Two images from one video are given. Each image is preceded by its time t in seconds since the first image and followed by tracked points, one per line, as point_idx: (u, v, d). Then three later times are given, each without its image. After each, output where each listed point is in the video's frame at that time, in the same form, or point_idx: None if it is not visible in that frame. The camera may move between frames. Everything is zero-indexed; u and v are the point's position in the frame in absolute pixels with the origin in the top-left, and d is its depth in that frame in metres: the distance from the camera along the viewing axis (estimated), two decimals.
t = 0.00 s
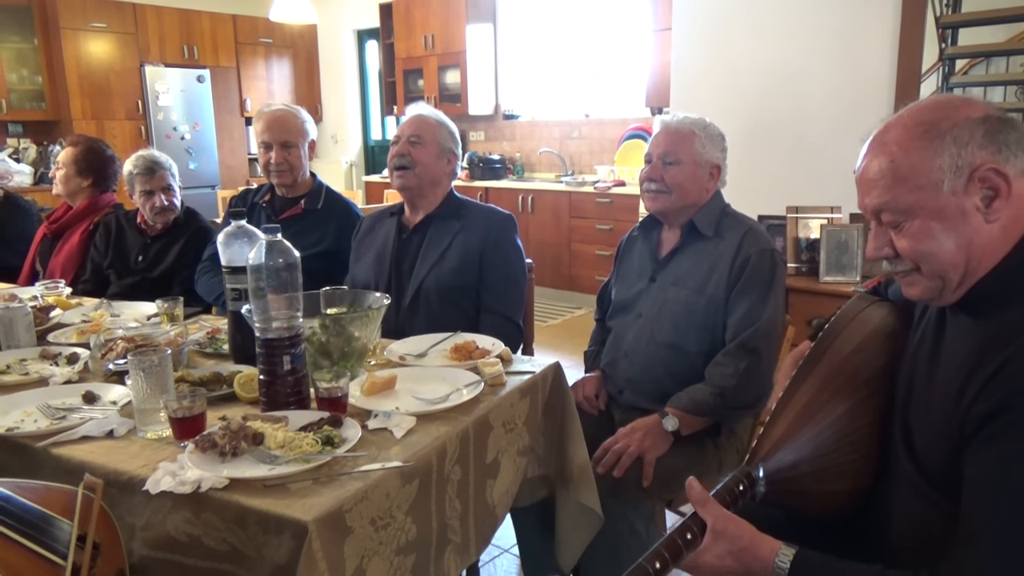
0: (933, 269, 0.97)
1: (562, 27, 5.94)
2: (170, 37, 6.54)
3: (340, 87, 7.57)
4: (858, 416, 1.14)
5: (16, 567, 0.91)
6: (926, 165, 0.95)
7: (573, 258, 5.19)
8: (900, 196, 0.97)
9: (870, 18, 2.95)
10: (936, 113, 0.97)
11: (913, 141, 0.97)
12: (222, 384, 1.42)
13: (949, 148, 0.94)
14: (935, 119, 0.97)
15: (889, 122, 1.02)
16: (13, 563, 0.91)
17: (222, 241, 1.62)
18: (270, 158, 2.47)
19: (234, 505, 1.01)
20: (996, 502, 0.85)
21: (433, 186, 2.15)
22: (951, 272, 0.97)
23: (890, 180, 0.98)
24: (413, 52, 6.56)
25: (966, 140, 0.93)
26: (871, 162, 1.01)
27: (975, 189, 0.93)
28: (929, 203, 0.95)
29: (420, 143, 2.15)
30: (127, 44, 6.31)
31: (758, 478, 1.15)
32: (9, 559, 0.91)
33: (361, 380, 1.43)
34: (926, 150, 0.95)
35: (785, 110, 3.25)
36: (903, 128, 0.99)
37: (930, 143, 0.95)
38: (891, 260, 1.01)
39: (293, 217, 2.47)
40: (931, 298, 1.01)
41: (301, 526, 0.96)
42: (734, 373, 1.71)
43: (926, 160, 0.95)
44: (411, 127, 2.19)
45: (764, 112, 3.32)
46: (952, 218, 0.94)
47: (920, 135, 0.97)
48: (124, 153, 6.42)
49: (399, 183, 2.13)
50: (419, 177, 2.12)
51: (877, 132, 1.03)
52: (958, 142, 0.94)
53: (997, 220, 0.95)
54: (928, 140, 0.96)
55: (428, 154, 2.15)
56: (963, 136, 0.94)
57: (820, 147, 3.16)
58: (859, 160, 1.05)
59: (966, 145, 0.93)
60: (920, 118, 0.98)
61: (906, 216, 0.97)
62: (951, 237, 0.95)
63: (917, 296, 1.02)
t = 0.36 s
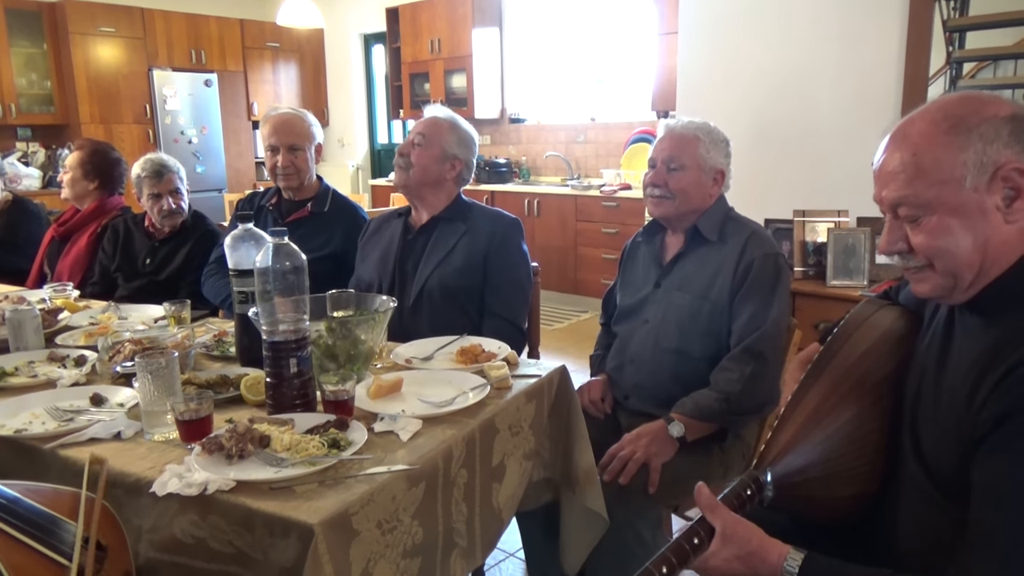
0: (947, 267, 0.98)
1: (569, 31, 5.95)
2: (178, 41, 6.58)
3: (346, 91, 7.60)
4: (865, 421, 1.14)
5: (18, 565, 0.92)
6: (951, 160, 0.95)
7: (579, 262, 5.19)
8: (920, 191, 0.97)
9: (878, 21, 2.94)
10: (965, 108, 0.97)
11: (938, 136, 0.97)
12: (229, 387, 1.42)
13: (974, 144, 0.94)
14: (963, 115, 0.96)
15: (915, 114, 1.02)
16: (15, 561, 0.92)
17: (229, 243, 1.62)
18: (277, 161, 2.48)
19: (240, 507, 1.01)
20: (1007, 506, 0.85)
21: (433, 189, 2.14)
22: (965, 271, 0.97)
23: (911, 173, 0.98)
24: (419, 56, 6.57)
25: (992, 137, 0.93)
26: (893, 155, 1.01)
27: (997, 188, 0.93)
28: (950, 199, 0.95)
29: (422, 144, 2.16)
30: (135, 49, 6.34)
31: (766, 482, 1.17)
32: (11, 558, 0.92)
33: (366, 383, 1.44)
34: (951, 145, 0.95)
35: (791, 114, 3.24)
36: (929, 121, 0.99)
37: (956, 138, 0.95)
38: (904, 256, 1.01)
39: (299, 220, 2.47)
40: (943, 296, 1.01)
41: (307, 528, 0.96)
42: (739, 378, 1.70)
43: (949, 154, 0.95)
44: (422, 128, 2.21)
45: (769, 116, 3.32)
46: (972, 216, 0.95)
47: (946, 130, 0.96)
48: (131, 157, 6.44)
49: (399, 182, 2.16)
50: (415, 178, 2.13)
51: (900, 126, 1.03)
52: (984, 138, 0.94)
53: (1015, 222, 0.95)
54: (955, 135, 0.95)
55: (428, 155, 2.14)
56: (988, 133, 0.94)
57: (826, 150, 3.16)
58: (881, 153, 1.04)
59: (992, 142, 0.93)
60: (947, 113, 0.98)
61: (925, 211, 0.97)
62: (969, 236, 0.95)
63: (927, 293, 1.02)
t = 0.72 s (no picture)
0: (954, 271, 0.97)
1: (575, 33, 5.95)
2: (186, 44, 6.61)
3: (353, 93, 7.61)
4: (870, 421, 1.13)
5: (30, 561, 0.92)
6: (955, 163, 0.94)
7: (585, 264, 5.18)
8: (925, 193, 0.96)
9: (887, 23, 2.93)
10: (967, 112, 0.96)
11: (942, 138, 0.96)
12: (236, 388, 1.42)
13: (978, 146, 0.93)
14: (967, 117, 0.96)
15: (918, 118, 1.01)
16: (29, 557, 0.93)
17: (236, 245, 1.63)
18: (285, 163, 2.48)
19: (248, 508, 1.01)
20: (1014, 506, 0.84)
21: (449, 198, 2.15)
22: (972, 274, 0.97)
23: (916, 178, 0.97)
24: (426, 59, 6.58)
25: (996, 139, 0.93)
26: (898, 160, 1.00)
27: (1001, 190, 0.93)
28: (955, 202, 0.95)
29: (430, 159, 2.13)
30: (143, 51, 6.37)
31: (768, 481, 1.14)
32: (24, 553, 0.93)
33: (374, 385, 1.44)
34: (955, 147, 0.95)
35: (800, 116, 3.23)
36: (932, 124, 0.98)
37: (960, 141, 0.95)
38: (910, 259, 1.01)
39: (307, 222, 2.48)
40: (950, 299, 1.00)
41: (314, 530, 0.96)
42: (751, 380, 1.69)
43: (953, 157, 0.95)
44: (420, 142, 2.18)
45: (779, 117, 3.30)
46: (978, 218, 0.94)
47: (950, 132, 0.96)
48: (139, 159, 6.47)
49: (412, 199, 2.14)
50: (431, 194, 2.12)
51: (903, 130, 1.02)
52: (988, 141, 0.93)
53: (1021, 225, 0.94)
54: (959, 138, 0.95)
55: (437, 169, 2.12)
56: (993, 135, 0.93)
57: (833, 152, 3.15)
58: (885, 157, 1.04)
59: (996, 145, 0.93)
60: (950, 116, 0.97)
61: (930, 214, 0.97)
62: (975, 240, 0.95)
63: (933, 296, 1.01)
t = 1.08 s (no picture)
0: (964, 273, 0.96)
1: (582, 34, 5.94)
2: (194, 45, 6.63)
3: (360, 93, 7.63)
4: (881, 423, 1.12)
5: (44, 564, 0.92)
6: (963, 164, 0.94)
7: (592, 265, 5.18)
8: (934, 194, 0.96)
9: (895, 22, 2.92)
10: (975, 113, 0.96)
11: (951, 138, 0.96)
12: (245, 389, 1.42)
13: (987, 147, 0.93)
14: (975, 118, 0.95)
15: (926, 119, 1.01)
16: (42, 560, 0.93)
17: (245, 246, 1.63)
18: (292, 164, 2.49)
19: (256, 509, 1.02)
20: None
21: (458, 198, 2.16)
22: (983, 276, 0.96)
23: (924, 179, 0.97)
24: (433, 60, 6.59)
25: (1004, 140, 0.92)
26: (906, 161, 0.99)
27: (1010, 190, 0.92)
28: (964, 202, 0.94)
29: (446, 159, 2.15)
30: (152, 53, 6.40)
31: (780, 484, 1.12)
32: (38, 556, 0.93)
33: (382, 386, 1.44)
34: (963, 148, 0.94)
35: (808, 115, 3.22)
36: (940, 125, 0.98)
37: (968, 142, 0.94)
38: (919, 261, 1.00)
39: (314, 224, 2.48)
40: (960, 301, 0.99)
41: (322, 531, 0.96)
42: (758, 380, 1.69)
43: (961, 158, 0.94)
44: (432, 141, 2.18)
45: (787, 116, 3.29)
46: (987, 219, 0.94)
47: (957, 133, 0.95)
48: (148, 160, 6.50)
49: (425, 199, 2.14)
50: (446, 194, 2.12)
51: (911, 131, 1.02)
52: (996, 142, 0.93)
53: None
54: (967, 138, 0.94)
55: (453, 168, 2.15)
56: (1001, 135, 0.92)
57: (841, 152, 3.14)
58: (892, 158, 1.03)
59: (1005, 146, 0.92)
60: (957, 116, 0.97)
61: (939, 215, 0.96)
62: (986, 241, 0.94)
63: (943, 298, 1.00)
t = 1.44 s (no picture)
0: (972, 274, 0.96)
1: (587, 34, 5.94)
2: (201, 47, 6.66)
3: (366, 94, 7.64)
4: (890, 424, 1.11)
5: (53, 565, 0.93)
6: (970, 164, 0.94)
7: (598, 266, 5.17)
8: (941, 196, 0.95)
9: (902, 21, 2.91)
10: (984, 113, 0.95)
11: (958, 139, 0.95)
12: (252, 390, 1.43)
13: (995, 148, 0.93)
14: (983, 118, 0.95)
15: (934, 120, 1.00)
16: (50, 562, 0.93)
17: (252, 247, 1.63)
18: (298, 166, 2.49)
19: (264, 510, 1.02)
20: None
21: (465, 195, 2.16)
22: (990, 278, 0.96)
23: (931, 180, 0.96)
24: (439, 61, 6.59)
25: (1013, 140, 0.92)
26: (914, 161, 0.99)
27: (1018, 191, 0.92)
28: (972, 203, 0.94)
29: (455, 152, 2.15)
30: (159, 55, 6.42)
31: (789, 483, 1.11)
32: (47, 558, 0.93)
33: (389, 387, 1.44)
34: (970, 149, 0.94)
35: (815, 114, 3.21)
36: (948, 125, 0.97)
37: (975, 143, 0.94)
38: (926, 262, 1.00)
39: (321, 225, 2.49)
40: (968, 302, 0.99)
41: (331, 532, 0.96)
42: (764, 379, 1.68)
43: (968, 159, 0.94)
44: (444, 133, 2.18)
45: (795, 114, 3.28)
46: (994, 220, 0.93)
47: (965, 134, 0.95)
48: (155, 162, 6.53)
49: (431, 192, 2.13)
50: (452, 186, 2.12)
51: (919, 131, 1.01)
52: (1005, 142, 0.92)
53: None
54: (974, 140, 0.94)
55: (461, 163, 2.15)
56: (1010, 136, 0.92)
57: (848, 151, 3.13)
58: (900, 158, 1.03)
59: (1012, 147, 0.92)
60: (965, 117, 0.96)
61: (947, 216, 0.96)
62: (994, 242, 0.94)
63: (951, 299, 1.00)
